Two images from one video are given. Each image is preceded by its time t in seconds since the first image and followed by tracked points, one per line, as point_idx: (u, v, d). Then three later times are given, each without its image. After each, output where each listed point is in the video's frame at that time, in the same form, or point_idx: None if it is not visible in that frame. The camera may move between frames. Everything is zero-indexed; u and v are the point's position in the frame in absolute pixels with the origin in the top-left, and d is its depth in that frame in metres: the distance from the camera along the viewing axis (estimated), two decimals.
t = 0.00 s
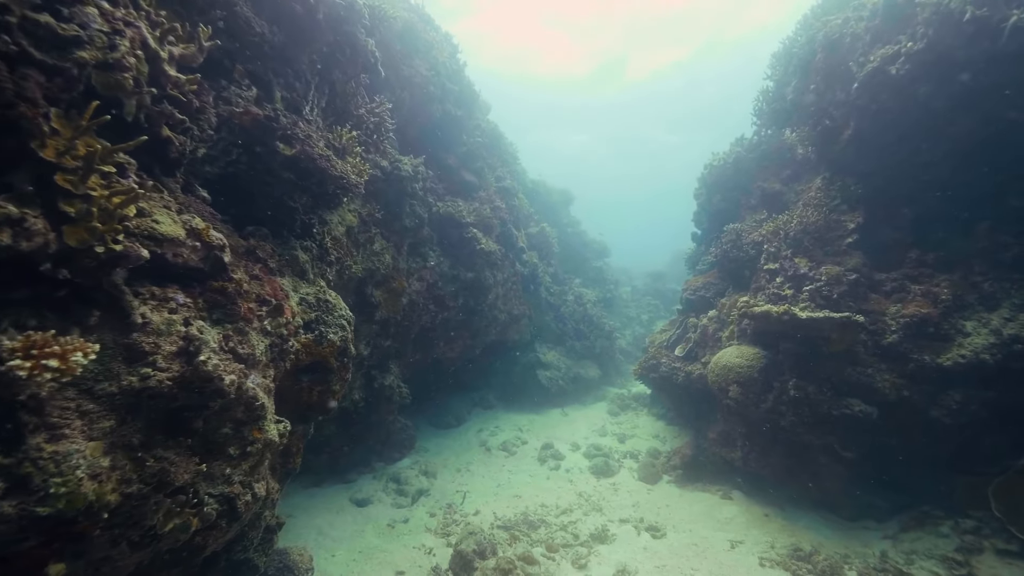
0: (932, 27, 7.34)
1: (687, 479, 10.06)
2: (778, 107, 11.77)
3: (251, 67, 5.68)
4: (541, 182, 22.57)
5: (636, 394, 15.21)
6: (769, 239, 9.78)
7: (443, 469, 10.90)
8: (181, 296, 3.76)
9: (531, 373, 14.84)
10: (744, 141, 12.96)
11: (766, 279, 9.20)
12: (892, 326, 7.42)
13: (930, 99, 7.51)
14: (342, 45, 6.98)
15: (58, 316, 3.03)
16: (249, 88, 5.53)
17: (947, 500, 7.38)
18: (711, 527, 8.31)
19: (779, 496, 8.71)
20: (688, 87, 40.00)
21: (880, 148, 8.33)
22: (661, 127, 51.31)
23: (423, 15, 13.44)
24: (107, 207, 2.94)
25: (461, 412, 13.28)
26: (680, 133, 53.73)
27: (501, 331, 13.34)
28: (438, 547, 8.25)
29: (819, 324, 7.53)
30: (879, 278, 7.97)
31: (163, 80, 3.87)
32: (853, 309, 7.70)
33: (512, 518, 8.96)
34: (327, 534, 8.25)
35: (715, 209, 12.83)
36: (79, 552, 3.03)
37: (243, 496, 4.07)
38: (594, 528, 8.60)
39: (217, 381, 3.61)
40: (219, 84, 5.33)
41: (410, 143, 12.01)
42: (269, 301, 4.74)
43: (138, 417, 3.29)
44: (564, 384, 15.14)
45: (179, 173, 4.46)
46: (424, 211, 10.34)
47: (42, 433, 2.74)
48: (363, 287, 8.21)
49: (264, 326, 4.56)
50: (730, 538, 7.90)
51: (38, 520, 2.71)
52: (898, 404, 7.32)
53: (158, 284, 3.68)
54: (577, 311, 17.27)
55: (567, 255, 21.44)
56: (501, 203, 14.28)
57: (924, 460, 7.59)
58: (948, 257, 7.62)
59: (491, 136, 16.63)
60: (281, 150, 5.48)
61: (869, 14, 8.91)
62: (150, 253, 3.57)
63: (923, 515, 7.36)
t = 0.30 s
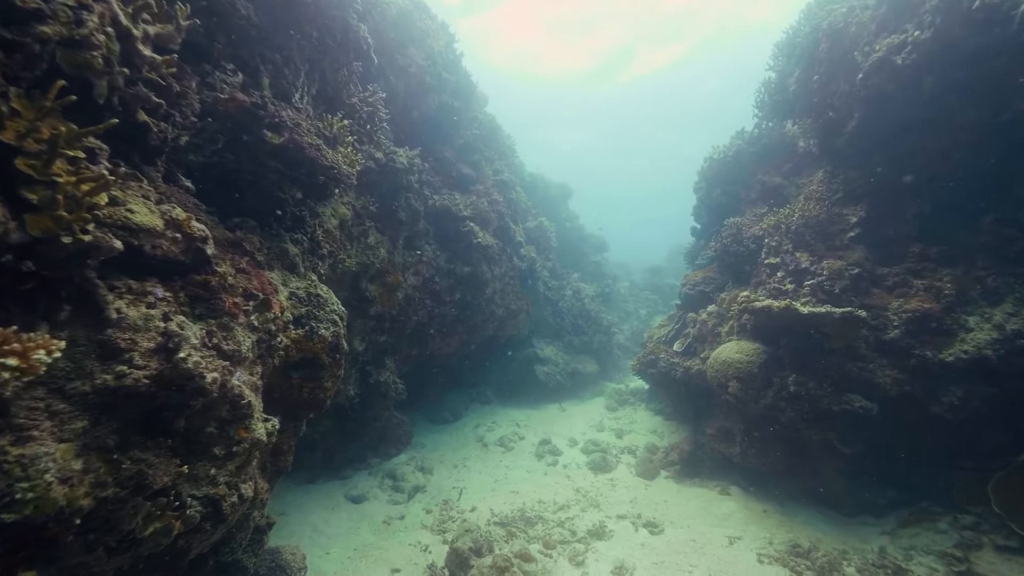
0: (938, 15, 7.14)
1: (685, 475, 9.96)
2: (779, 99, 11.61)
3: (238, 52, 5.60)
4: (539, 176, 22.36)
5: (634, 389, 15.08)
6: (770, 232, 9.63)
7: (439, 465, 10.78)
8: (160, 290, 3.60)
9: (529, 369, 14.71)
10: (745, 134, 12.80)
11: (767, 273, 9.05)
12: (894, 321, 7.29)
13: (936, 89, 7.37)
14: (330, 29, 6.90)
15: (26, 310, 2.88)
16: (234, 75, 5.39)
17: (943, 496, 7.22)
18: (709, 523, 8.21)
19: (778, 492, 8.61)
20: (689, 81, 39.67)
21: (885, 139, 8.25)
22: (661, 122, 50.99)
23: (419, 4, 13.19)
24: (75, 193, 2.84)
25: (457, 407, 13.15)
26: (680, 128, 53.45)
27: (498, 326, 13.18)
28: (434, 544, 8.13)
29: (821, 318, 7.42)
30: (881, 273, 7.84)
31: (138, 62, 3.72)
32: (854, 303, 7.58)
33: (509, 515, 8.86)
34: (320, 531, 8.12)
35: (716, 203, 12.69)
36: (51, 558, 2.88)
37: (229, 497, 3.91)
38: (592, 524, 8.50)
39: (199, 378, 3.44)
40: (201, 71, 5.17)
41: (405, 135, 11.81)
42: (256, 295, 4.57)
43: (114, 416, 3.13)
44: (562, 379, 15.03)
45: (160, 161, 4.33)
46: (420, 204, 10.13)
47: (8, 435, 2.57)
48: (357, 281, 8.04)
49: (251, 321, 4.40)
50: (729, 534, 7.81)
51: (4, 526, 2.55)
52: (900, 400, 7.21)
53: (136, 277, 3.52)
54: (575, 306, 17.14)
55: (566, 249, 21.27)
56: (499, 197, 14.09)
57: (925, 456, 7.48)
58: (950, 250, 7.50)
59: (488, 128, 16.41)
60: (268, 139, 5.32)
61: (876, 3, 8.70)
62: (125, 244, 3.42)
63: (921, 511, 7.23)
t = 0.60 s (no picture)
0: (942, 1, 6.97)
1: (679, 467, 9.92)
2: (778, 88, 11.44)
3: (215, 32, 5.36)
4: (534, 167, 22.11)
5: (628, 382, 15.03)
6: (766, 224, 9.52)
7: (432, 458, 10.66)
8: (131, 280, 3.41)
9: (522, 361, 14.61)
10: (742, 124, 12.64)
11: (764, 265, 8.95)
12: (891, 313, 7.22)
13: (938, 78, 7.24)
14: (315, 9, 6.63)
15: None
16: (213, 55, 5.14)
17: (939, 489, 7.20)
18: (702, 516, 8.17)
19: (772, 485, 8.58)
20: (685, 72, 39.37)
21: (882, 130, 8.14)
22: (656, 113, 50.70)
23: None
24: (30, 174, 2.65)
25: (450, 400, 13.03)
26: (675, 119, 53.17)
27: (492, 318, 13.02)
28: (426, 539, 8.01)
29: (817, 311, 7.34)
30: (878, 265, 7.76)
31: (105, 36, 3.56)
32: (851, 296, 7.50)
33: (501, 508, 8.78)
34: (310, 526, 7.99)
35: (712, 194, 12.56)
36: (12, 564, 2.71)
37: (209, 496, 3.76)
38: (585, 518, 8.43)
39: (173, 373, 3.26)
40: (178, 50, 4.92)
41: (396, 123, 11.54)
42: (236, 286, 4.38)
43: (81, 413, 2.95)
44: (556, 371, 14.93)
45: (133, 145, 4.14)
46: (412, 193, 9.89)
47: None
48: (347, 272, 7.83)
49: (231, 313, 4.20)
50: (723, 528, 7.77)
51: None
52: (895, 393, 7.16)
53: (105, 267, 3.33)
54: (569, 298, 17.03)
55: (561, 241, 21.11)
56: (492, 187, 13.87)
57: (919, 449, 7.44)
58: (947, 242, 7.43)
59: (482, 116, 16.14)
60: (249, 123, 5.11)
61: None
62: (91, 231, 3.22)
63: (914, 504, 7.22)
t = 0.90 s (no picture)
0: None
1: (676, 463, 9.85)
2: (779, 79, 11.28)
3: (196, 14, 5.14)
4: (530, 160, 21.88)
5: (624, 376, 14.94)
6: (766, 217, 9.39)
7: (426, 454, 10.54)
8: (104, 272, 3.23)
9: (518, 355, 14.49)
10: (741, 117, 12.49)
11: (763, 259, 8.82)
12: (892, 308, 7.11)
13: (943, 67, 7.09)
14: None
15: None
16: (192, 36, 4.93)
17: (937, 485, 7.14)
18: (699, 513, 8.08)
19: (770, 481, 8.51)
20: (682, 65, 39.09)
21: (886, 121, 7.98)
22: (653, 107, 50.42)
23: None
24: None
25: (446, 395, 12.90)
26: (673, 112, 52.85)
27: (487, 312, 12.88)
28: (420, 536, 7.89)
29: (818, 305, 7.22)
30: (879, 258, 7.65)
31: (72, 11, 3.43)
32: (852, 290, 7.39)
33: (497, 504, 8.68)
34: (302, 523, 7.85)
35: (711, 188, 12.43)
36: None
37: (191, 498, 3.61)
38: (581, 514, 8.34)
39: (148, 370, 3.08)
40: (156, 31, 4.73)
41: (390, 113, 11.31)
42: (218, 278, 4.21)
43: (47, 412, 2.79)
44: (552, 366, 14.83)
45: (110, 130, 4.01)
46: (405, 185, 9.69)
47: None
48: (338, 265, 7.66)
49: (214, 306, 4.04)
50: (720, 524, 7.68)
51: None
52: (896, 389, 7.07)
53: (76, 257, 3.16)
54: (566, 293, 16.90)
55: (557, 235, 20.96)
56: (488, 179, 13.67)
57: (918, 445, 7.37)
58: (949, 236, 7.33)
59: (478, 108, 15.91)
60: (233, 109, 4.96)
61: None
62: (60, 219, 3.06)
63: (912, 500, 7.16)
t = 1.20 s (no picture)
0: None
1: (674, 458, 9.77)
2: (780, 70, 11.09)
3: None
4: (527, 152, 21.64)
5: (622, 370, 14.86)
6: (766, 210, 9.25)
7: (422, 449, 10.42)
8: (75, 263, 3.07)
9: (515, 350, 14.37)
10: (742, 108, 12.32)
11: (764, 252, 8.68)
12: (895, 303, 7.00)
13: (950, 57, 6.92)
14: None
15: None
16: (174, 18, 4.71)
17: (939, 482, 7.07)
18: (698, 509, 8.00)
19: (768, 477, 8.44)
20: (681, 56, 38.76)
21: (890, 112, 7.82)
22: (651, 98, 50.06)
23: None
24: None
25: (441, 389, 12.78)
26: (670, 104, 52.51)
27: (483, 306, 12.73)
28: (415, 533, 7.77)
29: (819, 300, 7.10)
30: (882, 252, 7.53)
31: None
32: (854, 284, 7.27)
33: (493, 501, 8.57)
34: (296, 520, 7.72)
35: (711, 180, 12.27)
36: None
37: (172, 499, 3.46)
38: (578, 511, 8.25)
39: (122, 367, 2.91)
40: (138, 13, 4.48)
41: (384, 103, 11.08)
42: (202, 271, 4.03)
43: (13, 412, 2.63)
44: (548, 360, 14.72)
45: (86, 114, 3.83)
46: (400, 176, 9.48)
47: None
48: (331, 257, 7.47)
49: (196, 300, 3.86)
50: (719, 521, 7.60)
51: None
52: (897, 384, 6.97)
53: (44, 247, 2.99)
54: (563, 286, 16.77)
55: (555, 228, 20.79)
56: (484, 171, 13.46)
57: (919, 441, 7.30)
58: (953, 230, 7.21)
59: (474, 98, 15.66)
60: (219, 94, 4.78)
61: None
62: (26, 206, 2.88)
63: (914, 497, 7.09)
